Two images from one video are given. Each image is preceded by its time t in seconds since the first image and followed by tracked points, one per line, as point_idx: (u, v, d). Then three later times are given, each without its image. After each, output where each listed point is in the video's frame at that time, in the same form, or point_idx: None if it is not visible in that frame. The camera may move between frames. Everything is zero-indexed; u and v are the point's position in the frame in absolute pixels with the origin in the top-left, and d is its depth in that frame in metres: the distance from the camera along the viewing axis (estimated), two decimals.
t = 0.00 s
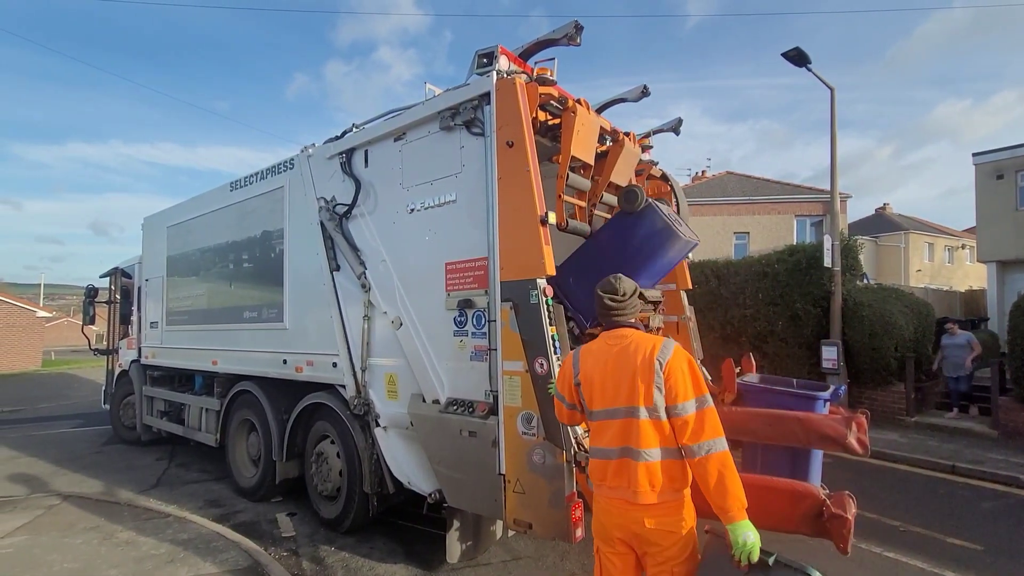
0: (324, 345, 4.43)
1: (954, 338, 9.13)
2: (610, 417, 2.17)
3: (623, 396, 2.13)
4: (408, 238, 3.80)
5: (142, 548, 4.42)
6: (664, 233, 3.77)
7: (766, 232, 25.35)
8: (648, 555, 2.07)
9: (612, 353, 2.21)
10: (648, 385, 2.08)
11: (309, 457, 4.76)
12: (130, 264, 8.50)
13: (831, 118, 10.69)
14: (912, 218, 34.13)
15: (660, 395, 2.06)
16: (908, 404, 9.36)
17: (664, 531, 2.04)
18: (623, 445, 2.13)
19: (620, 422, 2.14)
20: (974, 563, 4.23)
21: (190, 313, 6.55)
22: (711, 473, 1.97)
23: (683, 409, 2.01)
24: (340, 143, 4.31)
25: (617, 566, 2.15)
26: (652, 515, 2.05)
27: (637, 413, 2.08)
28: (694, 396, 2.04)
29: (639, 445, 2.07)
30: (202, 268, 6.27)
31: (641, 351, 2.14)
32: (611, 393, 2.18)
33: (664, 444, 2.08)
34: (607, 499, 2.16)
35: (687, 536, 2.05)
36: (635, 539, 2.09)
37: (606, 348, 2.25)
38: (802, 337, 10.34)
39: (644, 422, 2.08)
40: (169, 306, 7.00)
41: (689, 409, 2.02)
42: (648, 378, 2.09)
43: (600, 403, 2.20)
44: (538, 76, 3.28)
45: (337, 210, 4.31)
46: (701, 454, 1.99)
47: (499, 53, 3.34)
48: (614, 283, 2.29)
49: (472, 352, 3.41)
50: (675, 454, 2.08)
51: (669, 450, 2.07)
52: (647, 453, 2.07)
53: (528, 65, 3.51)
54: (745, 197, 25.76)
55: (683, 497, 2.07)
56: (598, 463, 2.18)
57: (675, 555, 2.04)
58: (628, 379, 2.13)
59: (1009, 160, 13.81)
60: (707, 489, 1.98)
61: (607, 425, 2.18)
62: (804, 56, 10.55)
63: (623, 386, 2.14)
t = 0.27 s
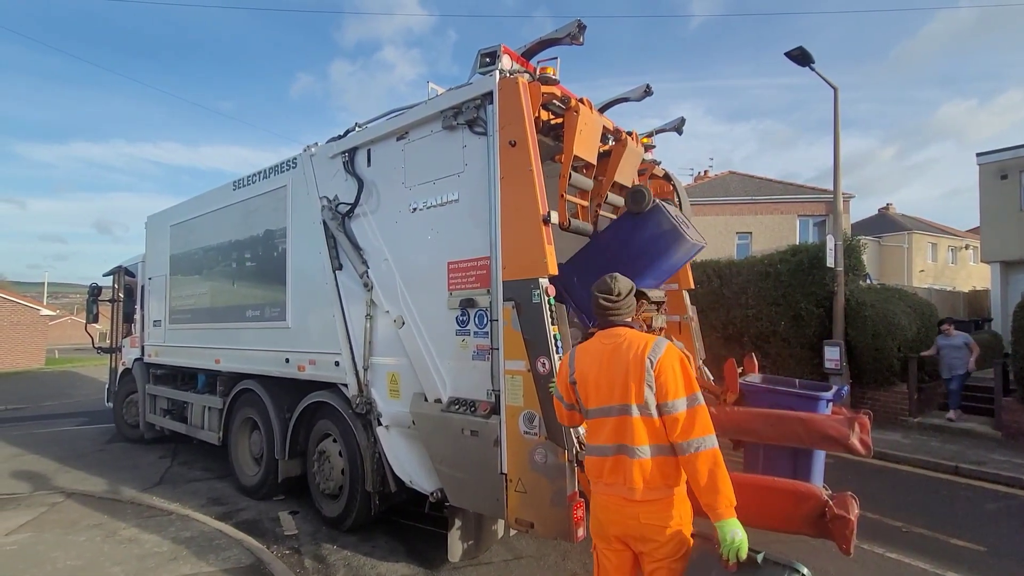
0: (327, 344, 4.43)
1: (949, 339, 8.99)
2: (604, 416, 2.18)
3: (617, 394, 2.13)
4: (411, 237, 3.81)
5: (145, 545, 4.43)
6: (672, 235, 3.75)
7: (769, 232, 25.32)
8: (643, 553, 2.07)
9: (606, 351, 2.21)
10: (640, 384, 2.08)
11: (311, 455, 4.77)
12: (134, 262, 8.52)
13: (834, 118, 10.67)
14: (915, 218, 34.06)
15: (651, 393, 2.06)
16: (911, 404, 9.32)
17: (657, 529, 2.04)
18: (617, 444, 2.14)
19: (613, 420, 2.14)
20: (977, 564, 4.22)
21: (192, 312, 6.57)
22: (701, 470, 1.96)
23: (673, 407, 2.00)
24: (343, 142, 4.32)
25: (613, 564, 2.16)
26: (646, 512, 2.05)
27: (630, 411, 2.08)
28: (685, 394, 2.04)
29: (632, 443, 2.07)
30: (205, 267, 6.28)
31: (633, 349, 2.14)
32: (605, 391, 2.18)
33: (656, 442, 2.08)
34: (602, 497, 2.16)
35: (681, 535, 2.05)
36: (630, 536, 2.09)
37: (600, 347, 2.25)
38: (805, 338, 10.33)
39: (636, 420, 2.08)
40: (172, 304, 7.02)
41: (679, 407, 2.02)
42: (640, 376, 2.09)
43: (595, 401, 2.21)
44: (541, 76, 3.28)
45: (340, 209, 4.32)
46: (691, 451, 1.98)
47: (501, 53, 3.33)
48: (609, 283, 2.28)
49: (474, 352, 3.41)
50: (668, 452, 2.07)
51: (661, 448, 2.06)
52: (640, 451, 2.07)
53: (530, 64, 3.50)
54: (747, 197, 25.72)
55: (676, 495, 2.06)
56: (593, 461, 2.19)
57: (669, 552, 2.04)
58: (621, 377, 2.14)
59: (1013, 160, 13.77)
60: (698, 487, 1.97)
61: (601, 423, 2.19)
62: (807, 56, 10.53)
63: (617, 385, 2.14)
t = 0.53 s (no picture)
0: (328, 344, 4.43)
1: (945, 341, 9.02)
2: (607, 415, 2.17)
3: (619, 394, 2.13)
4: (412, 236, 3.81)
5: (147, 544, 4.44)
6: (675, 235, 3.73)
7: (771, 232, 25.28)
8: (647, 553, 2.07)
9: (607, 351, 2.21)
10: (641, 383, 2.08)
11: (313, 454, 4.77)
12: (136, 261, 8.53)
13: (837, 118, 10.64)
14: (918, 218, 33.99)
15: (653, 392, 2.06)
16: (913, 405, 9.26)
17: (662, 529, 2.04)
18: (619, 443, 2.14)
19: (616, 419, 2.14)
20: (980, 565, 4.20)
21: (195, 311, 6.57)
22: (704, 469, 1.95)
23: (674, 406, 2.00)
24: (345, 141, 4.32)
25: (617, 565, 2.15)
26: (649, 512, 2.05)
27: (633, 410, 2.08)
28: (687, 392, 2.03)
29: (636, 442, 2.07)
30: (207, 266, 6.29)
31: (634, 348, 2.14)
32: (607, 391, 2.18)
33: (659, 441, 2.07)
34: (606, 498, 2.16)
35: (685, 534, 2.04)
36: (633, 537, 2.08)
37: (601, 347, 2.25)
38: (807, 338, 10.31)
39: (639, 419, 2.07)
40: (174, 304, 7.03)
41: (681, 405, 2.01)
42: (641, 375, 2.08)
43: (597, 401, 2.21)
44: (543, 75, 3.27)
45: (341, 209, 4.32)
46: (694, 449, 1.98)
47: (503, 52, 3.33)
48: (609, 283, 2.28)
49: (475, 351, 3.41)
50: (671, 452, 2.07)
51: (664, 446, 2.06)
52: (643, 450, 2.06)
53: (532, 64, 3.50)
54: (749, 197, 25.69)
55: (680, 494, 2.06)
56: (596, 461, 2.18)
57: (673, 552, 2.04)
58: (622, 377, 2.13)
59: (1017, 160, 13.73)
60: (702, 486, 1.96)
61: (603, 423, 2.19)
62: (809, 55, 10.51)
63: (619, 384, 2.14)
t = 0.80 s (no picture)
0: (330, 343, 4.44)
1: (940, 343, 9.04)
2: (612, 415, 2.17)
3: (622, 394, 2.13)
4: (414, 235, 3.81)
5: (149, 542, 4.45)
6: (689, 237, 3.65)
7: (772, 232, 25.25)
8: (656, 553, 2.07)
9: (610, 351, 2.21)
10: (644, 382, 2.08)
11: (314, 453, 4.77)
12: (137, 261, 8.55)
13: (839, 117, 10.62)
14: (920, 218, 33.92)
15: (657, 391, 2.05)
16: (915, 404, 9.22)
17: (672, 529, 2.04)
18: (625, 442, 2.13)
19: (621, 419, 2.13)
20: (982, 565, 4.19)
21: (196, 310, 6.58)
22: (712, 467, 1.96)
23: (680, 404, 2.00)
24: (346, 140, 4.32)
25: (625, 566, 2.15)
26: (657, 512, 2.05)
27: (637, 409, 2.08)
28: (692, 390, 2.04)
29: (641, 441, 2.07)
30: (209, 265, 6.30)
31: (636, 348, 2.14)
32: (611, 390, 2.18)
33: (665, 440, 2.07)
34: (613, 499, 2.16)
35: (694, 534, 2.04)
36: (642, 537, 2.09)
37: (603, 347, 2.25)
38: (809, 337, 10.31)
39: (643, 418, 2.07)
40: (176, 303, 7.04)
41: (686, 403, 2.02)
42: (644, 374, 2.08)
43: (602, 401, 2.21)
44: (544, 74, 3.27)
45: (343, 208, 4.32)
46: (701, 448, 1.99)
47: (504, 51, 3.32)
48: (608, 283, 2.29)
49: (477, 350, 3.41)
50: (677, 451, 2.07)
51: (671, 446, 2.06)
52: (649, 449, 2.06)
53: (534, 63, 3.50)
54: (750, 197, 25.66)
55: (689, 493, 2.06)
56: (602, 461, 2.18)
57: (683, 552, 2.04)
58: (625, 376, 2.13)
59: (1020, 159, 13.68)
60: (712, 485, 1.97)
61: (609, 423, 2.19)
62: (812, 54, 10.50)
63: (623, 383, 2.14)
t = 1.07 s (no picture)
0: (331, 343, 4.44)
1: (939, 342, 8.99)
2: (627, 416, 2.16)
3: (639, 395, 2.12)
4: (415, 234, 3.81)
5: (150, 541, 4.46)
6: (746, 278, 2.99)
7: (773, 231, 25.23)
8: (666, 556, 2.08)
9: (629, 352, 2.20)
10: (662, 385, 2.07)
11: (315, 453, 4.78)
12: (139, 260, 8.56)
13: (840, 117, 10.61)
14: (923, 217, 33.85)
15: (675, 396, 2.04)
16: (917, 404, 9.21)
17: (682, 534, 2.04)
18: (640, 444, 2.13)
19: (636, 421, 2.13)
20: (983, 565, 4.18)
21: (197, 310, 6.59)
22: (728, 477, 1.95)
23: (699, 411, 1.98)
24: (347, 140, 4.32)
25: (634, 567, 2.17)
26: (669, 517, 2.05)
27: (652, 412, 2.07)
28: (709, 396, 2.02)
29: (657, 445, 2.07)
30: (210, 265, 6.30)
31: (656, 350, 2.12)
32: (628, 391, 2.17)
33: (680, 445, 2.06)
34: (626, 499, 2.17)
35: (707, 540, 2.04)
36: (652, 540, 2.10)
37: (623, 347, 2.25)
38: (810, 337, 10.30)
39: (660, 422, 2.07)
40: (178, 302, 7.05)
41: (702, 410, 2.00)
42: (662, 378, 2.07)
43: (617, 402, 2.20)
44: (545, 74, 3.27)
45: (344, 207, 4.32)
46: (717, 456, 1.96)
47: (506, 50, 3.32)
48: (632, 283, 2.27)
49: (478, 350, 3.41)
50: (693, 457, 2.06)
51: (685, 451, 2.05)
52: (664, 453, 2.06)
53: (535, 63, 3.50)
54: (752, 196, 25.63)
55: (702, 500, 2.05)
56: (614, 461, 2.18)
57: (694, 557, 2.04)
58: (643, 378, 2.12)
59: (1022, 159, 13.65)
60: (726, 493, 1.96)
61: (623, 424, 2.18)
62: (813, 54, 10.49)
63: (639, 386, 2.13)
